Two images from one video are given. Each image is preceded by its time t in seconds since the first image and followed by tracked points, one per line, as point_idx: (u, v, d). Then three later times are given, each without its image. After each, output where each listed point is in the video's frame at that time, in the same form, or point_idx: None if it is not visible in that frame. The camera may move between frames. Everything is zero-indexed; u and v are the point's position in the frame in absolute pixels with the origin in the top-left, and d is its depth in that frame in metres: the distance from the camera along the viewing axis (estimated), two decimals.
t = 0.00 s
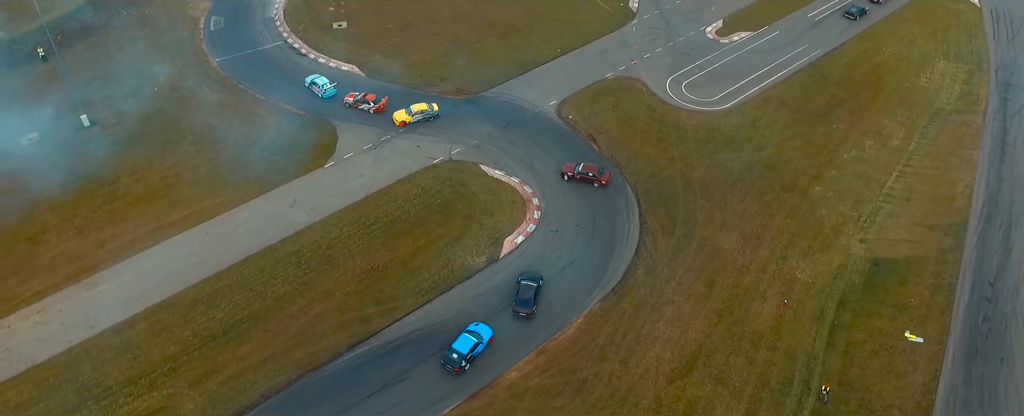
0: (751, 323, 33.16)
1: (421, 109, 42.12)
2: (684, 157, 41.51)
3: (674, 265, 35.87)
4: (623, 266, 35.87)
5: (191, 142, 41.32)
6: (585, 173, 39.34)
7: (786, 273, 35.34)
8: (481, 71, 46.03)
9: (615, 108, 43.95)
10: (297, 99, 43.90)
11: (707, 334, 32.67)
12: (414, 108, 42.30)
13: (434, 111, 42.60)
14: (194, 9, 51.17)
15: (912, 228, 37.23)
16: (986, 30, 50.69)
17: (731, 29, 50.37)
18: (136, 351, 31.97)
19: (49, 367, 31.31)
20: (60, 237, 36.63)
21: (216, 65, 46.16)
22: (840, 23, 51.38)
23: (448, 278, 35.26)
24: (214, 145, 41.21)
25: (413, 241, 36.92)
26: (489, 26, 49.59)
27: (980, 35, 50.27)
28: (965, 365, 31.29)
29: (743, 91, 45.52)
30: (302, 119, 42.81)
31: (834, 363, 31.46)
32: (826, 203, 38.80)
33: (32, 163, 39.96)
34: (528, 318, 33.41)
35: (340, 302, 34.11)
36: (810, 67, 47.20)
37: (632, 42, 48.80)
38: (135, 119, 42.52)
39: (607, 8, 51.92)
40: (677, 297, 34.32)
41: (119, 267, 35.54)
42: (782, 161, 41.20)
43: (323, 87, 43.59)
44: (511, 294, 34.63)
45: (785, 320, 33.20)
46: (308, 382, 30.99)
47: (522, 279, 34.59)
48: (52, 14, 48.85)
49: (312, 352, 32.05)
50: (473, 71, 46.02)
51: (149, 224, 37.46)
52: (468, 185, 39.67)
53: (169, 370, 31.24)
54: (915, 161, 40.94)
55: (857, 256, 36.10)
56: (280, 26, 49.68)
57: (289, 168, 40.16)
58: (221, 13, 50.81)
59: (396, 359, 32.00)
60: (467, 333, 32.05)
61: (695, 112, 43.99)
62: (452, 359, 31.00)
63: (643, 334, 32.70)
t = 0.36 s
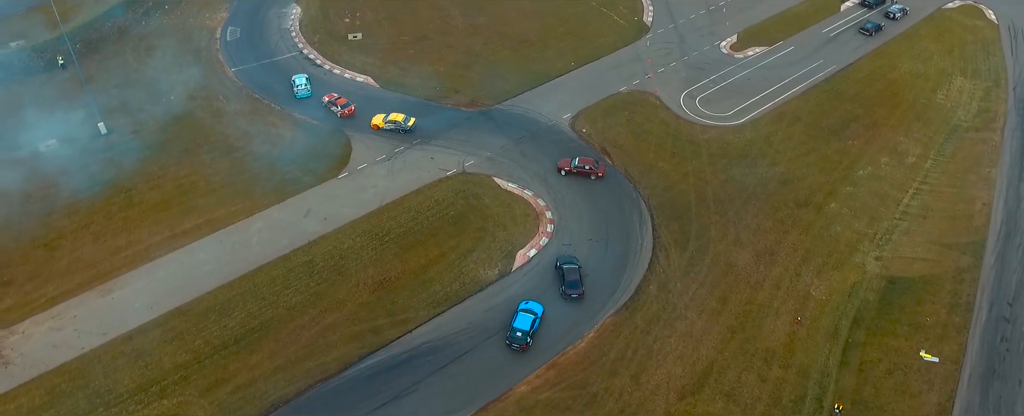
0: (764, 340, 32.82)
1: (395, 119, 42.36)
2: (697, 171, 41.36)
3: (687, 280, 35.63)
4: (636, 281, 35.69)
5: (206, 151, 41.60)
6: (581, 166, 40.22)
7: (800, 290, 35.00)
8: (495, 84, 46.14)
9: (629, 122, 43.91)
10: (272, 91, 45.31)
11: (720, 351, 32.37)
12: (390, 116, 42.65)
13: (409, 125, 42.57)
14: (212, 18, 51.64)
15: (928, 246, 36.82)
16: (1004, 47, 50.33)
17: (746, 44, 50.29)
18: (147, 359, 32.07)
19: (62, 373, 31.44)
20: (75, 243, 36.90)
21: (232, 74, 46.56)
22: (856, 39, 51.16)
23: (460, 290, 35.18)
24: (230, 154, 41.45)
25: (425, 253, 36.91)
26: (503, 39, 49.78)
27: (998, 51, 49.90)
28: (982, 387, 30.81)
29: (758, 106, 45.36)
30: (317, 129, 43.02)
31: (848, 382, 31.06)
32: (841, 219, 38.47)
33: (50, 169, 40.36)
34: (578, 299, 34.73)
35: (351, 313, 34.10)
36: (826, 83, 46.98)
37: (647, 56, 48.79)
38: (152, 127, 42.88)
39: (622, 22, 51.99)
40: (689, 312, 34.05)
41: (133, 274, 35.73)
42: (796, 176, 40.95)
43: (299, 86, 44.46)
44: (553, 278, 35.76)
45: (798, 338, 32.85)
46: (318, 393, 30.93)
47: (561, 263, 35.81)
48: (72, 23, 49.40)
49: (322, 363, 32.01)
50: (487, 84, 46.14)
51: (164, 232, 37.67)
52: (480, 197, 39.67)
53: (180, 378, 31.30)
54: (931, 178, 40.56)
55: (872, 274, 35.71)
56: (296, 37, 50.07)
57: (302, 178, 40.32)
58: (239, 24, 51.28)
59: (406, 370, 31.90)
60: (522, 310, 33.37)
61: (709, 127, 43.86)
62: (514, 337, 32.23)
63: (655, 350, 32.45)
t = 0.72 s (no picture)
0: (782, 359, 32.42)
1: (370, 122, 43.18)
2: (717, 188, 41.17)
3: (705, 297, 35.35)
4: (653, 297, 35.48)
5: (227, 158, 42.01)
6: (575, 162, 41.22)
7: (820, 310, 34.59)
8: (515, 97, 46.30)
9: (649, 138, 43.83)
10: (273, 80, 47.44)
11: (737, 370, 32.02)
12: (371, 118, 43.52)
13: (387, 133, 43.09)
14: (237, 28, 52.33)
15: (951, 269, 36.28)
16: None
17: (768, 62, 50.12)
18: (165, 363, 32.29)
19: (81, 375, 31.72)
20: (97, 247, 37.35)
21: (255, 84, 47.09)
22: (879, 58, 50.81)
23: (476, 303, 35.13)
24: (251, 162, 41.81)
25: (442, 264, 36.96)
26: (524, 53, 50.01)
27: None
28: (1006, 414, 30.19)
29: (780, 124, 45.12)
30: (337, 139, 43.35)
31: (868, 405, 30.58)
32: (862, 240, 38.04)
33: (75, 173, 40.95)
34: (620, 277, 36.25)
35: (367, 323, 34.16)
36: (848, 102, 46.66)
37: (668, 72, 48.73)
38: (175, 134, 43.40)
39: (643, 38, 51.99)
40: (706, 330, 33.75)
41: (153, 279, 36.07)
42: (817, 195, 40.59)
43: (293, 81, 46.12)
44: (591, 262, 37.17)
45: (817, 358, 32.41)
46: (332, 401, 30.95)
47: (594, 247, 37.15)
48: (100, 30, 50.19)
49: (337, 372, 32.05)
50: (508, 97, 46.30)
51: (184, 237, 38.03)
52: (499, 210, 39.73)
53: (197, 383, 31.47)
54: (955, 200, 40.05)
55: (894, 295, 35.22)
56: (319, 47, 50.61)
57: (322, 187, 40.59)
58: (263, 33, 51.91)
59: (421, 382, 31.85)
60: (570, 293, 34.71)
61: (729, 144, 43.67)
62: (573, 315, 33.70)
63: (671, 367, 32.17)
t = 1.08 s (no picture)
0: (813, 385, 31.74)
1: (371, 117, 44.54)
2: (751, 209, 40.65)
3: (736, 319, 34.82)
4: (683, 316, 35.03)
5: (263, 162, 42.65)
6: (576, 162, 41.87)
7: (853, 336, 33.81)
8: (550, 111, 46.36)
9: (684, 156, 43.50)
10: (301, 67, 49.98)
11: (766, 394, 31.43)
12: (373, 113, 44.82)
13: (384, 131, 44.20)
14: (278, 34, 53.26)
15: (993, 301, 35.27)
16: None
17: (807, 83, 49.51)
18: (195, 362, 32.74)
19: (114, 370, 32.32)
20: (134, 245, 38.14)
21: (294, 90, 47.83)
22: (922, 82, 49.87)
23: (504, 315, 35.02)
24: (287, 167, 42.38)
25: (472, 275, 36.99)
26: (560, 67, 50.09)
27: None
28: None
29: (818, 146, 44.50)
30: (372, 147, 43.79)
31: None
32: (899, 266, 37.18)
33: (116, 172, 41.91)
34: (660, 258, 37.61)
35: (395, 331, 34.29)
36: (889, 126, 45.83)
37: (705, 90, 48.35)
38: (213, 136, 44.23)
39: (681, 55, 51.62)
40: (736, 352, 33.22)
41: (187, 279, 36.68)
42: (855, 220, 39.83)
43: (313, 71, 48.25)
44: (627, 249, 38.38)
45: (850, 386, 31.66)
46: (357, 408, 31.08)
47: (629, 235, 38.38)
48: (146, 33, 51.39)
49: (364, 378, 32.17)
50: (543, 111, 46.36)
51: (219, 239, 38.63)
52: (530, 223, 39.73)
53: (225, 384, 31.85)
54: (998, 230, 38.99)
55: (931, 325, 34.31)
56: (358, 56, 51.26)
57: (355, 194, 40.96)
58: (304, 41, 52.75)
59: (445, 392, 31.83)
60: (621, 278, 35.95)
61: (766, 165, 43.14)
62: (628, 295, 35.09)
63: (699, 389, 31.72)
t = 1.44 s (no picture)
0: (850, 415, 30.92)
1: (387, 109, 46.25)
2: (792, 232, 40.00)
3: (772, 344, 34.16)
4: (718, 338, 34.50)
5: (304, 166, 43.33)
6: (578, 163, 42.52)
7: (894, 367, 32.85)
8: (590, 126, 46.28)
9: (725, 176, 43.06)
10: (346, 54, 52.73)
11: None
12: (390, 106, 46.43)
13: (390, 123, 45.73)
14: (325, 41, 54.22)
15: None
16: None
17: (853, 106, 48.70)
18: (230, 360, 33.24)
19: (152, 364, 32.97)
20: (176, 242, 38.98)
21: (338, 97, 48.56)
22: (974, 109, 48.64)
23: (537, 329, 34.88)
24: (327, 172, 42.97)
25: (507, 287, 36.96)
26: (603, 82, 50.02)
27: None
28: None
29: (862, 170, 43.68)
30: (411, 155, 44.21)
31: None
32: (945, 297, 36.15)
33: (161, 170, 42.91)
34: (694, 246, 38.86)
35: (428, 339, 34.39)
36: (938, 153, 44.78)
37: (748, 110, 47.81)
38: (257, 139, 45.08)
39: (725, 74, 51.11)
40: (771, 377, 32.56)
41: (226, 278, 37.33)
42: (899, 247, 38.89)
43: (350, 61, 50.76)
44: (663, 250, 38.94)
45: None
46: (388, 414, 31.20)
47: (661, 227, 39.42)
48: (197, 35, 52.72)
49: (395, 385, 32.30)
50: (584, 125, 46.33)
51: (258, 240, 39.27)
52: (566, 237, 39.64)
53: (259, 383, 32.24)
54: None
55: (977, 360, 33.26)
56: (402, 65, 51.90)
57: (393, 202, 41.33)
58: (349, 48, 53.59)
59: (475, 403, 31.76)
60: (667, 265, 37.27)
61: (808, 188, 42.47)
62: (678, 277, 36.59)
63: (732, 412, 31.16)
